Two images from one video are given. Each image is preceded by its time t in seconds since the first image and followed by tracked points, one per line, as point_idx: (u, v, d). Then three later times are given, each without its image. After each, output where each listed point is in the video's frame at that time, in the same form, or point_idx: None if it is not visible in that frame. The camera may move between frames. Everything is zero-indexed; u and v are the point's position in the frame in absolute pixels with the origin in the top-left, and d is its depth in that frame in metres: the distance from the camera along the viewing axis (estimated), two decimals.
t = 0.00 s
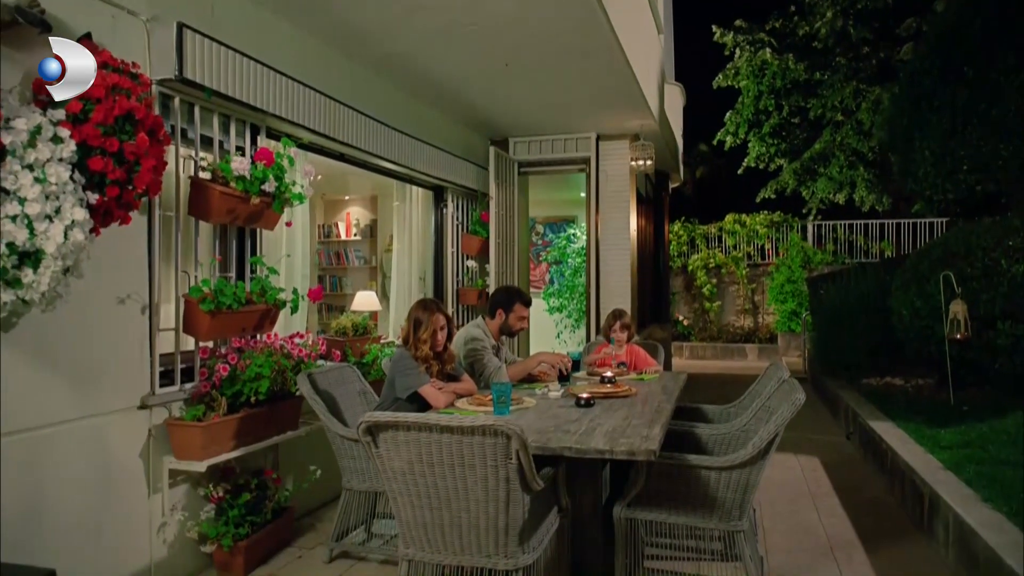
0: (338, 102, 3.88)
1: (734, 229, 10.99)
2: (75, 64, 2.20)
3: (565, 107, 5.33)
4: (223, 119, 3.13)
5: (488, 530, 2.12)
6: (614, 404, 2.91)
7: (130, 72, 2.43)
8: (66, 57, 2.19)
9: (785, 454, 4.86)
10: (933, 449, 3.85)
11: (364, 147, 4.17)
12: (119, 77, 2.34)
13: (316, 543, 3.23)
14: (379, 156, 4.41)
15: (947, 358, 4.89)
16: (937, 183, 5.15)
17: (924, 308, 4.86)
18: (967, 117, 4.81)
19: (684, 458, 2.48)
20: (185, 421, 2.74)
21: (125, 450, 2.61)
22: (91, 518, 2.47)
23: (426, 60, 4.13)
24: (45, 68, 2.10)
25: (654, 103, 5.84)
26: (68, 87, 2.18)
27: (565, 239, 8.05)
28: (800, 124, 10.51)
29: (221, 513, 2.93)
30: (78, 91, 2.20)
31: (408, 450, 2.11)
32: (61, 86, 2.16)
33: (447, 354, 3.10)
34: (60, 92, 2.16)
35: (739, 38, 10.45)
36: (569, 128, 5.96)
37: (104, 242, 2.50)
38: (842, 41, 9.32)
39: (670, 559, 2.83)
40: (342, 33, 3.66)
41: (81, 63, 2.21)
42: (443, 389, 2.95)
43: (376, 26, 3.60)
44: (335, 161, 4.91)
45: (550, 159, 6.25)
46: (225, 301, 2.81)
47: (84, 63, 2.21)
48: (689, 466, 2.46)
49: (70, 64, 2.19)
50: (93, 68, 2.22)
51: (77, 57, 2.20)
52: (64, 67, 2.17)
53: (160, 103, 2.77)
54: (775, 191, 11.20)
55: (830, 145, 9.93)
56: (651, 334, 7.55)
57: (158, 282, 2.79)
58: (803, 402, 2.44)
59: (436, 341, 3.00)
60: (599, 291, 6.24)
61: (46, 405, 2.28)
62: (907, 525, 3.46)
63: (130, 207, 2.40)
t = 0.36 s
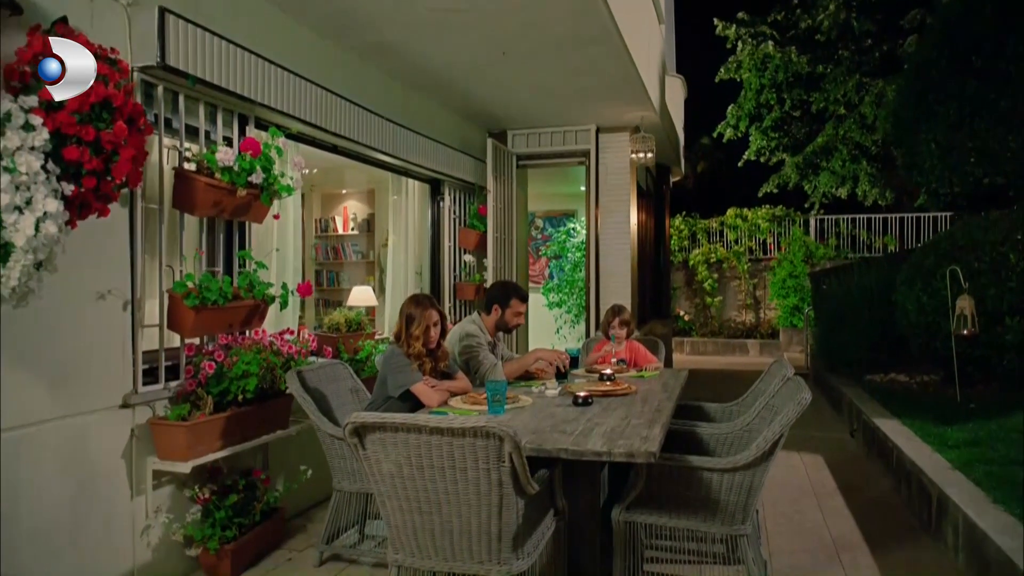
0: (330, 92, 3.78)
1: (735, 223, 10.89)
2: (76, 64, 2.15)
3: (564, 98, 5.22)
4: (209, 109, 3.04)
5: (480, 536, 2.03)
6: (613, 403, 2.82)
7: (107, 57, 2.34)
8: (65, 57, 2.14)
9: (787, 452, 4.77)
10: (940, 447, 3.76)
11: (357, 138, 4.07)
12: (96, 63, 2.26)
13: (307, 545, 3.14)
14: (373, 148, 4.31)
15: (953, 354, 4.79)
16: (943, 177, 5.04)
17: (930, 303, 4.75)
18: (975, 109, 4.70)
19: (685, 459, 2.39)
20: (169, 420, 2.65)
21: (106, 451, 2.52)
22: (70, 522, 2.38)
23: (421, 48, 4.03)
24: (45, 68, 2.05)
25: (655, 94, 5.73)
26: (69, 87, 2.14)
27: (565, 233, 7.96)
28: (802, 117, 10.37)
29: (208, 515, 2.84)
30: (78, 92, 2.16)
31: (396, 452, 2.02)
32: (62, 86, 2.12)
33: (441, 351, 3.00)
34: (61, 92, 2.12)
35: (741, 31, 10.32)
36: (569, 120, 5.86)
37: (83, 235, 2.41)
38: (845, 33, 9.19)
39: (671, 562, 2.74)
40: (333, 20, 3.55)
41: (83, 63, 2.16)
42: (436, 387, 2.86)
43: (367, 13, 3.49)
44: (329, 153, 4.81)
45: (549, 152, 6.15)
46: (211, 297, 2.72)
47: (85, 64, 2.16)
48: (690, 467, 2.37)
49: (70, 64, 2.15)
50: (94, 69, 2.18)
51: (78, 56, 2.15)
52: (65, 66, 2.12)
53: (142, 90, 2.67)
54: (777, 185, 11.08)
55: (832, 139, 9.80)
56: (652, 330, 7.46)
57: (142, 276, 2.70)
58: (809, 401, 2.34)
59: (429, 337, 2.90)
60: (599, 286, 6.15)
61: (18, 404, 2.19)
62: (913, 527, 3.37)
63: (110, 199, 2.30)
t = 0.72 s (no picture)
0: (322, 82, 3.68)
1: (738, 218, 10.77)
2: (76, 64, 2.11)
3: (564, 89, 5.11)
4: (195, 98, 2.93)
5: (472, 544, 1.94)
6: (612, 403, 2.72)
7: (84, 42, 2.23)
8: (65, 58, 2.09)
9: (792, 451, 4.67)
10: (950, 448, 3.66)
11: (351, 130, 3.97)
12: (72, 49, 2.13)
13: (298, 549, 3.05)
14: (367, 140, 4.20)
15: (961, 351, 4.69)
16: (951, 171, 4.92)
17: (938, 299, 4.64)
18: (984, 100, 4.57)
19: (687, 461, 2.30)
20: (153, 420, 2.56)
21: (86, 452, 2.43)
22: (48, 527, 2.29)
23: (415, 36, 3.92)
24: (47, 69, 2.00)
25: (657, 85, 5.61)
26: (70, 88, 2.10)
27: (566, 228, 7.86)
28: (806, 111, 10.24)
29: (194, 518, 2.75)
30: (78, 93, 2.12)
31: (384, 456, 1.93)
32: (62, 87, 2.08)
33: (435, 349, 2.91)
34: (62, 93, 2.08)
35: (745, 23, 10.18)
36: (569, 112, 5.75)
37: (60, 229, 2.32)
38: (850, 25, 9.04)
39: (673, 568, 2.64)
40: (324, 6, 3.44)
41: (82, 62, 2.11)
42: (430, 386, 2.76)
43: None
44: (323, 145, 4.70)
45: (549, 145, 6.04)
46: (196, 293, 2.63)
47: (85, 64, 2.12)
48: (693, 470, 2.28)
49: (71, 64, 2.10)
50: (94, 70, 2.14)
51: (78, 56, 2.11)
52: (66, 67, 2.08)
53: (124, 78, 2.57)
54: (781, 179, 10.96)
55: (836, 133, 9.63)
56: (654, 326, 7.36)
57: (124, 272, 2.60)
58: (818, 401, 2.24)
59: (423, 334, 2.80)
60: (600, 281, 6.05)
61: None
62: (922, 529, 3.27)
63: (87, 190, 2.20)
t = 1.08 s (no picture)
0: (316, 71, 3.58)
1: (744, 212, 10.64)
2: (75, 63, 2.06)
3: (566, 80, 4.99)
4: (182, 87, 2.84)
5: (465, 552, 1.84)
6: (614, 402, 2.62)
7: (58, 25, 2.11)
8: (64, 57, 2.04)
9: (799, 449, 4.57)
10: (963, 448, 3.55)
11: (346, 121, 3.87)
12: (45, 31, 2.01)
13: (289, 551, 2.96)
14: (364, 131, 4.10)
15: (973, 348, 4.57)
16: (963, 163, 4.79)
17: (950, 294, 4.52)
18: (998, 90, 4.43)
19: (690, 463, 2.21)
20: (137, 420, 2.47)
21: (67, 453, 2.34)
22: (27, 532, 2.20)
23: (412, 24, 3.81)
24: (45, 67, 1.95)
25: (661, 75, 5.49)
26: (67, 87, 2.04)
27: (569, 222, 7.75)
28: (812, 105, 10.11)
29: (182, 521, 2.67)
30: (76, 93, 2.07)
31: (372, 460, 1.83)
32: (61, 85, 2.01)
33: (431, 346, 2.81)
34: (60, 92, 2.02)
35: (750, 15, 10.03)
36: (571, 104, 5.63)
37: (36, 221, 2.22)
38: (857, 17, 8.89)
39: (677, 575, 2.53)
40: None
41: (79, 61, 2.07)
42: (425, 384, 2.67)
43: None
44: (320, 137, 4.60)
45: (551, 137, 5.94)
46: (181, 288, 2.53)
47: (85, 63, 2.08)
48: (698, 473, 2.18)
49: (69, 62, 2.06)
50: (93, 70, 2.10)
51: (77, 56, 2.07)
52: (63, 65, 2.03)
53: (106, 65, 2.47)
54: (787, 173, 10.83)
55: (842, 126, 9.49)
56: (658, 321, 7.24)
57: (106, 266, 2.51)
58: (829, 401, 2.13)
59: (417, 331, 2.70)
60: (603, 276, 5.94)
61: None
62: (934, 532, 3.17)
63: (62, 180, 2.11)
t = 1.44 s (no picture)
0: (312, 59, 3.47)
1: (752, 206, 10.50)
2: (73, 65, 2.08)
3: (570, 69, 4.87)
4: (171, 74, 2.73)
5: (459, 561, 1.74)
6: (618, 401, 2.52)
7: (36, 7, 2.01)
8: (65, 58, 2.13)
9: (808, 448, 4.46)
10: (980, 447, 3.43)
11: (343, 111, 3.76)
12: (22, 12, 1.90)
13: (283, 554, 2.87)
14: (362, 122, 4.00)
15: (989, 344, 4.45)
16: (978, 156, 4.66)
17: (965, 289, 4.39)
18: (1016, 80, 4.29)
19: (698, 466, 2.11)
20: (121, 419, 2.38)
21: (47, 455, 2.25)
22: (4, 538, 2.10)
23: (411, 10, 3.70)
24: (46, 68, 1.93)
25: (668, 65, 5.37)
26: (65, 88, 2.04)
27: (574, 215, 7.65)
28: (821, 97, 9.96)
29: (170, 523, 2.58)
30: (73, 94, 2.07)
31: (360, 465, 1.73)
32: (60, 86, 2.01)
33: (428, 343, 2.71)
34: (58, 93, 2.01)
35: (759, 6, 9.87)
36: (576, 94, 5.52)
37: (11, 213, 2.12)
38: (868, 7, 8.72)
39: None
40: None
41: (78, 64, 2.10)
42: (421, 383, 2.57)
43: None
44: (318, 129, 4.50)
45: (555, 128, 5.82)
46: (168, 283, 2.43)
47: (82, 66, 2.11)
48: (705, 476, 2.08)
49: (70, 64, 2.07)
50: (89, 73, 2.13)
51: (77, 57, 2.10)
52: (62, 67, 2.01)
53: (88, 50, 2.37)
54: (795, 166, 10.68)
55: (852, 119, 9.35)
56: (665, 317, 7.14)
57: (89, 260, 2.41)
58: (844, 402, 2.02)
59: (413, 327, 2.60)
60: (608, 270, 5.83)
61: None
62: (950, 536, 3.06)
63: (40, 169, 2.01)
